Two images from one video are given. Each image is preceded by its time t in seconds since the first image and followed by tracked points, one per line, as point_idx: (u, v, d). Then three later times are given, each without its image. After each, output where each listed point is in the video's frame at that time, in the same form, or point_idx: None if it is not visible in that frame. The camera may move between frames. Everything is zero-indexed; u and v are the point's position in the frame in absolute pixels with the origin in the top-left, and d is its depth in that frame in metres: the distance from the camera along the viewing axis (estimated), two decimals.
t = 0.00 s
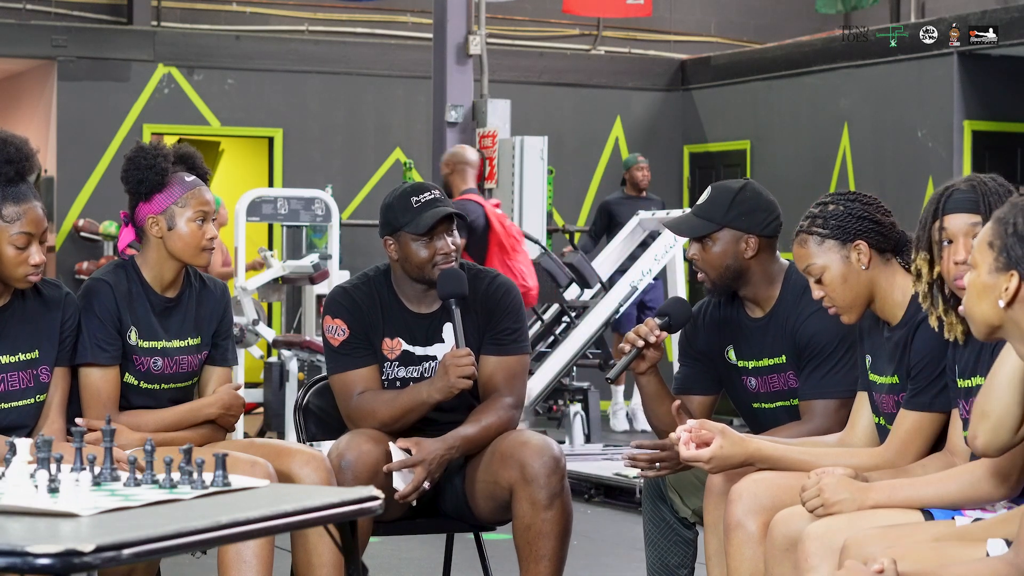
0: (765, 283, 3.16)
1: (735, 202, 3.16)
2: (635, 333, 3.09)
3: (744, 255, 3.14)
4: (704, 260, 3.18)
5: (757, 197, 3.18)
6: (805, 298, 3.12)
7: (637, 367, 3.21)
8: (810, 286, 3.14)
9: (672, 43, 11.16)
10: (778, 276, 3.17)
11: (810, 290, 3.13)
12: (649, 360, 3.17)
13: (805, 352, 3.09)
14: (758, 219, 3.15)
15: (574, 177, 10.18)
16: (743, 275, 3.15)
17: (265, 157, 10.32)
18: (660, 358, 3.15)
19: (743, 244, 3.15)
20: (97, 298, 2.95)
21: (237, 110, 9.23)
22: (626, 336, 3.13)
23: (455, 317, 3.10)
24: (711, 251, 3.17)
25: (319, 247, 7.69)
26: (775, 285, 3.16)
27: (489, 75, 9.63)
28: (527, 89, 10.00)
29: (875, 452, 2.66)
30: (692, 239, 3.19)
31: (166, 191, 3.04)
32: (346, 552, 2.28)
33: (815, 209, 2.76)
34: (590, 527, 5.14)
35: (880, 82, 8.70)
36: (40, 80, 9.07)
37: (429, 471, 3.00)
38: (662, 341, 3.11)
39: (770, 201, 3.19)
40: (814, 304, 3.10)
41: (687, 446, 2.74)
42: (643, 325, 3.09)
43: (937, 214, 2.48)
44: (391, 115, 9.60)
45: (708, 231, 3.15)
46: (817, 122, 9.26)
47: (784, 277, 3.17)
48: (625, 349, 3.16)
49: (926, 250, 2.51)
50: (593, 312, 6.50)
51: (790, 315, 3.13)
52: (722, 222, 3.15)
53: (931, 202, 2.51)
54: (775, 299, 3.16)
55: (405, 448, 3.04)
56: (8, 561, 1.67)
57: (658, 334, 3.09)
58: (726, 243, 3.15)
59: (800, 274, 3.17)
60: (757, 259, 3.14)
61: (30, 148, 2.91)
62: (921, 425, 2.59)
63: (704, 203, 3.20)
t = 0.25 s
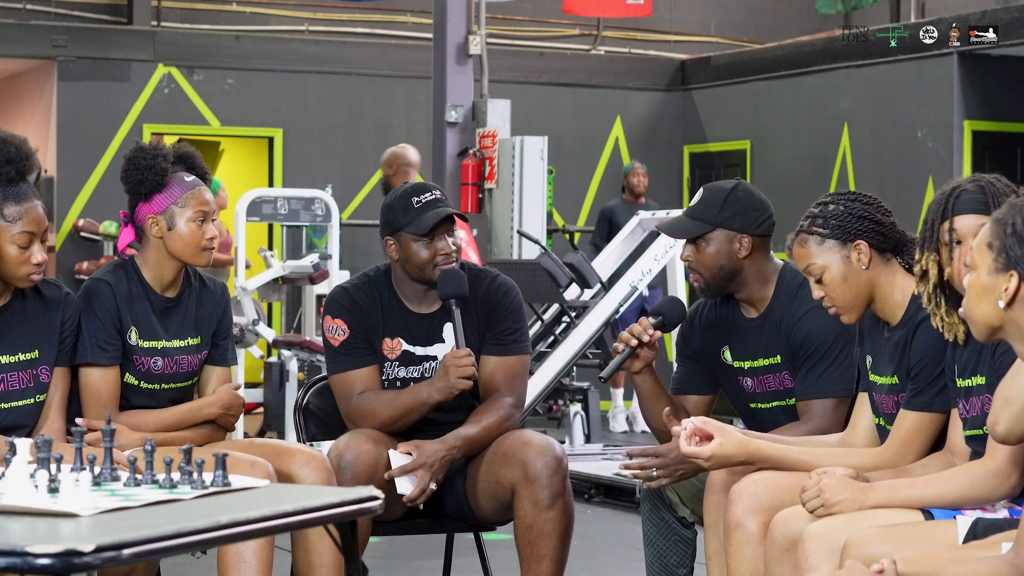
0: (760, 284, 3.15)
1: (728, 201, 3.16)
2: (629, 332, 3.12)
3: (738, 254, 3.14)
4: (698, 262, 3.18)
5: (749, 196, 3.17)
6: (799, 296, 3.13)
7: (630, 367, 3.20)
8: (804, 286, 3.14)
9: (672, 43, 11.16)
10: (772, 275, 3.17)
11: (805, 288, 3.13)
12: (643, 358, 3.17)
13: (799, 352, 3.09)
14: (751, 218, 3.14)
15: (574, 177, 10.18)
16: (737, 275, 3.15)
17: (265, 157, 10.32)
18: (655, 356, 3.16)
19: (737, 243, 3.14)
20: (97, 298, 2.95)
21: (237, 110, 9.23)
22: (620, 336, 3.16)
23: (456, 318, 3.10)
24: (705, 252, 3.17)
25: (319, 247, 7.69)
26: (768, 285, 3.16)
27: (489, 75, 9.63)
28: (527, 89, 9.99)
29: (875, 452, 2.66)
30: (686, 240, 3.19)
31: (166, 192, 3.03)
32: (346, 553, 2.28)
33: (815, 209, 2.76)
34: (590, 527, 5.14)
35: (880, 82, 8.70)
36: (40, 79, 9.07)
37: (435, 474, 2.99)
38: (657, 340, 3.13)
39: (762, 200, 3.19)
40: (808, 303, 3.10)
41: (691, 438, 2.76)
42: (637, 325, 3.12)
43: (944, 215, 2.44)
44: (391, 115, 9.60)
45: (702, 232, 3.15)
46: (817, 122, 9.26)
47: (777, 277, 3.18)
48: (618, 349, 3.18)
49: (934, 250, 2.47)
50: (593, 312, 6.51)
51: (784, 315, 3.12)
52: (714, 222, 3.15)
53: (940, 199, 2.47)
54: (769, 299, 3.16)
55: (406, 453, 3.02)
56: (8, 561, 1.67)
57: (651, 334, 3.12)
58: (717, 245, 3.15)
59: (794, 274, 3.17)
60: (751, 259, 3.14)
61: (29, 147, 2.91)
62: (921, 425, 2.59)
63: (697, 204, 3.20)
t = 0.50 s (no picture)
0: (756, 283, 3.15)
1: (724, 203, 3.15)
2: (630, 333, 3.11)
3: (737, 254, 3.14)
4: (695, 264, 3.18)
5: (745, 197, 3.18)
6: (794, 296, 3.13)
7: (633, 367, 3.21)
8: (798, 285, 3.14)
9: (672, 43, 11.15)
10: (768, 275, 3.17)
11: (799, 287, 3.14)
12: (645, 358, 3.17)
13: (794, 351, 3.09)
14: (748, 218, 3.15)
15: (574, 178, 10.17)
16: (736, 276, 3.15)
17: (265, 156, 10.32)
18: (655, 356, 3.16)
19: (735, 243, 3.15)
20: (96, 297, 2.95)
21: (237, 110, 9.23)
22: (621, 336, 3.15)
23: (456, 318, 3.10)
24: (703, 253, 3.16)
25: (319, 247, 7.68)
26: (765, 285, 3.16)
27: (489, 75, 9.62)
28: (527, 89, 9.98)
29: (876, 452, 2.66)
30: (684, 242, 3.19)
31: (165, 192, 3.03)
32: (346, 552, 2.27)
33: (814, 210, 2.76)
34: (590, 527, 5.14)
35: (880, 82, 8.70)
36: (40, 79, 9.07)
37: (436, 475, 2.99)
38: (659, 340, 3.13)
39: (757, 200, 3.20)
40: (802, 302, 3.10)
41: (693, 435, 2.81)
42: (639, 325, 3.10)
43: (951, 214, 2.44)
44: (391, 115, 9.60)
45: (701, 233, 3.15)
46: (817, 122, 9.26)
47: (773, 276, 3.18)
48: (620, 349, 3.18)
49: (940, 250, 2.45)
50: (593, 312, 6.50)
51: (781, 315, 3.12)
52: (714, 223, 3.14)
53: (945, 199, 2.47)
54: (766, 299, 3.16)
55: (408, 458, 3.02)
56: (8, 560, 1.67)
57: (653, 333, 3.10)
58: (717, 245, 3.14)
59: (790, 273, 3.17)
60: (749, 259, 3.14)
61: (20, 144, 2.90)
62: (921, 424, 2.59)
63: (693, 206, 3.20)
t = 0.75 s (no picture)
0: (761, 282, 3.16)
1: (742, 205, 3.13)
2: (640, 336, 3.11)
3: (755, 252, 3.14)
4: (710, 263, 3.14)
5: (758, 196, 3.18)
6: (796, 296, 3.14)
7: (639, 371, 3.20)
8: (801, 285, 3.15)
9: (672, 43, 11.15)
10: (771, 274, 3.17)
11: (800, 288, 3.14)
12: (653, 362, 3.17)
13: (797, 351, 3.10)
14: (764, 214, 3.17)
15: (574, 178, 10.17)
16: (746, 275, 3.14)
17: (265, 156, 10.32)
18: (662, 360, 3.16)
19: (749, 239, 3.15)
20: (96, 297, 2.95)
21: (237, 110, 9.23)
22: (629, 340, 3.15)
23: (454, 319, 3.10)
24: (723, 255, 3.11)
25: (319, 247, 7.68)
26: (769, 285, 3.17)
27: (489, 75, 9.62)
28: (527, 89, 9.97)
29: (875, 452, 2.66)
30: (699, 239, 3.14)
31: (164, 193, 3.03)
32: (346, 552, 2.27)
33: (809, 213, 2.76)
34: (591, 527, 5.14)
35: (879, 82, 8.70)
36: (40, 80, 9.07)
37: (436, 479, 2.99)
38: (666, 344, 3.13)
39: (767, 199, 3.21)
40: (803, 302, 3.11)
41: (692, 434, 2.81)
42: (647, 329, 3.11)
43: (955, 213, 2.44)
44: (391, 115, 9.60)
45: (721, 231, 3.11)
46: (817, 122, 9.26)
47: (777, 276, 3.18)
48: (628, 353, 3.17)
49: (944, 249, 2.45)
50: (593, 312, 6.50)
51: (783, 315, 3.13)
52: (733, 222, 3.12)
53: (949, 197, 2.47)
54: (769, 298, 3.17)
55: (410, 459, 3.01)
56: (9, 560, 1.67)
57: (661, 338, 3.11)
58: (734, 242, 3.12)
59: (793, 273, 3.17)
60: (761, 256, 3.16)
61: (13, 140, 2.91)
62: (920, 424, 2.59)
63: (702, 204, 3.18)
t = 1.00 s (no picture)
0: (767, 280, 3.16)
1: (750, 203, 3.15)
2: (638, 338, 3.11)
3: (759, 251, 3.14)
4: (714, 260, 3.15)
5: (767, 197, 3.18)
6: (801, 296, 3.13)
7: (639, 371, 3.22)
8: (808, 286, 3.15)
9: (672, 43, 11.15)
10: (778, 274, 3.17)
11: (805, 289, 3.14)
12: (653, 364, 3.18)
13: (803, 352, 3.09)
14: (773, 215, 3.17)
15: (574, 177, 10.17)
16: (754, 273, 3.14)
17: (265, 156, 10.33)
18: (662, 361, 3.17)
19: (758, 239, 3.15)
20: (96, 297, 2.95)
21: (237, 110, 9.23)
22: (629, 342, 3.15)
23: (454, 320, 3.10)
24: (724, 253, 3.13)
25: (319, 247, 7.68)
26: (776, 285, 3.17)
27: (489, 75, 9.62)
28: (527, 89, 9.97)
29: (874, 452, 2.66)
30: (704, 237, 3.16)
31: (165, 194, 3.03)
32: (346, 552, 2.28)
33: (807, 213, 2.76)
34: (591, 527, 5.14)
35: (879, 82, 8.70)
36: (40, 79, 9.07)
37: (435, 479, 2.99)
38: (666, 346, 3.12)
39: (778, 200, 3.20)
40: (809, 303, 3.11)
41: (690, 435, 2.81)
42: (647, 330, 3.10)
43: (959, 213, 2.43)
44: (391, 115, 9.60)
45: (726, 229, 3.12)
46: (817, 122, 9.26)
47: (784, 276, 3.18)
48: (628, 354, 3.17)
49: (948, 250, 2.44)
50: (593, 313, 6.50)
51: (787, 316, 3.13)
52: (740, 219, 3.12)
53: (953, 196, 2.47)
54: (774, 299, 3.16)
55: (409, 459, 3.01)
56: (8, 561, 1.67)
57: (661, 338, 3.10)
58: (741, 240, 3.13)
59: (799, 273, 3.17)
60: (768, 256, 3.15)
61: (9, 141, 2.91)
62: (919, 424, 2.59)
63: (713, 202, 3.18)
